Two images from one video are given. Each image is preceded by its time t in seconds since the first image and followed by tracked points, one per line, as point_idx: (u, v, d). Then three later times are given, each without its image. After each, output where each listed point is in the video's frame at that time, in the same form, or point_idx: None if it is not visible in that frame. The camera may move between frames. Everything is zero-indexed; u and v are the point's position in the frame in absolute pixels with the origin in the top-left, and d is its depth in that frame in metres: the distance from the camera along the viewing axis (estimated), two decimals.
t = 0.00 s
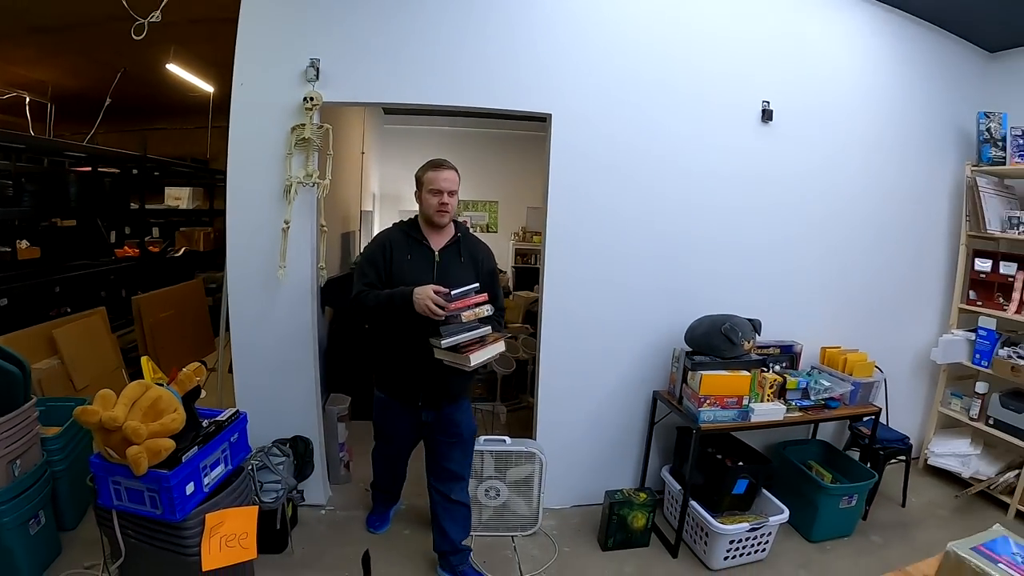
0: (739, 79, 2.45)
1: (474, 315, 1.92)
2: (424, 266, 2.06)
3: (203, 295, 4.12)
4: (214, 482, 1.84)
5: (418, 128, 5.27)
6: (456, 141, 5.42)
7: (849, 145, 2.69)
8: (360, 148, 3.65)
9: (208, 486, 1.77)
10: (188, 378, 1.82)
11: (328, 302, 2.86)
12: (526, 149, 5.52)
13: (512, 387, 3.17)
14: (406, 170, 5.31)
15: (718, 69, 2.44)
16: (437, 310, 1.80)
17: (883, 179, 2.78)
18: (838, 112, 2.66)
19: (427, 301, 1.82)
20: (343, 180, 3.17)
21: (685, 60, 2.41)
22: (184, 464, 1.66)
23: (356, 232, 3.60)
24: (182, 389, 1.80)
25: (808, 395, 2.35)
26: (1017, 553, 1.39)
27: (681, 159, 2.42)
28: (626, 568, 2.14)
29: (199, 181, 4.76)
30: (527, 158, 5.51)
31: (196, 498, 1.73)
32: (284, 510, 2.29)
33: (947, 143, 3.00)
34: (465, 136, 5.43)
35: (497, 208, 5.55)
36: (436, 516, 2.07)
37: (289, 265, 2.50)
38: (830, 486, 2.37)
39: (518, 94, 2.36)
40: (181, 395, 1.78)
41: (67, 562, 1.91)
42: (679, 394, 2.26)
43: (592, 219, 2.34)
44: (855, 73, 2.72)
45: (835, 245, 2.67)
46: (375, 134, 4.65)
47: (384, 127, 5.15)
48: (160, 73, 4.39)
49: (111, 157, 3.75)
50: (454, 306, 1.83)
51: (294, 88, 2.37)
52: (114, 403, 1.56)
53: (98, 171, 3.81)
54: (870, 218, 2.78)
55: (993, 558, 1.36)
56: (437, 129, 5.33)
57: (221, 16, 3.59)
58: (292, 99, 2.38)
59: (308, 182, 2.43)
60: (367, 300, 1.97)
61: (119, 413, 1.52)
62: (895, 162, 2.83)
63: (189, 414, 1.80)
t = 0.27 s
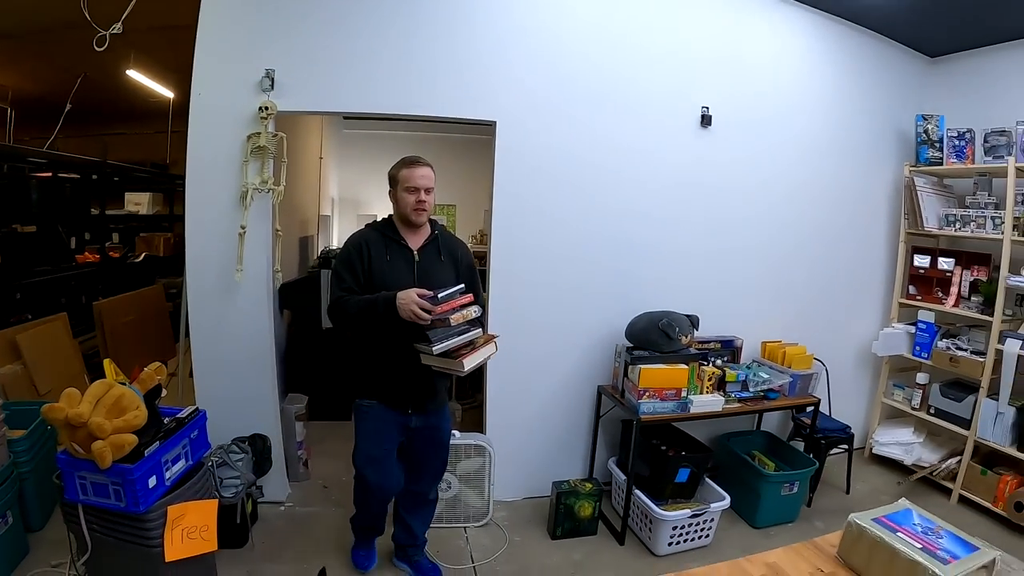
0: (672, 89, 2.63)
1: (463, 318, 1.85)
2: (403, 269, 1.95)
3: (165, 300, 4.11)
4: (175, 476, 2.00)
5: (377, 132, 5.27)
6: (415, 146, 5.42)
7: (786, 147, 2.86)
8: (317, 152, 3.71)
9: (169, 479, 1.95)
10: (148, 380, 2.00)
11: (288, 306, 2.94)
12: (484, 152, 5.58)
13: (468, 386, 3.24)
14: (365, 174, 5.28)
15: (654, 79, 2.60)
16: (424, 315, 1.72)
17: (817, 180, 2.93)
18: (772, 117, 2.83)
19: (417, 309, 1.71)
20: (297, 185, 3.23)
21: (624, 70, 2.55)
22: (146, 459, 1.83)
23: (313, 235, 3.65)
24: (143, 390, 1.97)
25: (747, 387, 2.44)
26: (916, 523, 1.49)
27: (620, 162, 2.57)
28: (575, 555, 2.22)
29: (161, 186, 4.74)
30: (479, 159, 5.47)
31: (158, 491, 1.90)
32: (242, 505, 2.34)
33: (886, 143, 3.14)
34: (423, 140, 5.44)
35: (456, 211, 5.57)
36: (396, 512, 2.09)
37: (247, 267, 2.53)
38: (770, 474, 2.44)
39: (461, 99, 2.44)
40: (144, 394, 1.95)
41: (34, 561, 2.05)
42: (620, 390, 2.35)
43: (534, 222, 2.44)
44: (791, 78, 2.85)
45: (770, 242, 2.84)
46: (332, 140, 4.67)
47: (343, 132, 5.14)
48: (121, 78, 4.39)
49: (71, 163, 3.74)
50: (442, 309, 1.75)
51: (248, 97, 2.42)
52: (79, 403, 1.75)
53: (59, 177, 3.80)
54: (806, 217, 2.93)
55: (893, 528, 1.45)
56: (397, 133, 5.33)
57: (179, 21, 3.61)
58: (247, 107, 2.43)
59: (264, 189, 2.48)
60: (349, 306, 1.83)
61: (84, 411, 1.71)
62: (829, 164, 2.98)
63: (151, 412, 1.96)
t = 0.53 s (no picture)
0: (609, 91, 2.68)
1: (432, 326, 1.81)
2: (365, 278, 1.86)
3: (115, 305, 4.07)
4: (123, 474, 2.02)
5: (333, 135, 5.23)
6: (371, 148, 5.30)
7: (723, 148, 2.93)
8: (268, 155, 3.73)
9: (117, 478, 1.97)
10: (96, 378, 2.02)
11: (240, 309, 3.05)
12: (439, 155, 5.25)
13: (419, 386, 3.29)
14: (320, 178, 5.25)
15: (592, 82, 2.65)
16: (392, 324, 1.63)
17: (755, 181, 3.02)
18: (711, 121, 2.90)
19: (388, 320, 1.64)
20: (247, 188, 3.25)
21: (563, 74, 2.61)
22: (93, 456, 1.87)
23: (264, 238, 3.68)
24: (91, 388, 1.99)
25: (685, 381, 2.54)
26: (823, 506, 1.50)
27: (556, 164, 2.61)
28: (518, 549, 2.25)
29: (113, 190, 4.66)
30: (428, 158, 5.26)
31: (105, 489, 1.93)
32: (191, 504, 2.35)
33: (825, 143, 3.25)
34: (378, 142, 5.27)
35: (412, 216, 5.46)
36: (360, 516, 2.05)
37: (193, 269, 2.53)
38: (711, 466, 2.51)
39: (399, 102, 2.47)
40: (91, 394, 1.98)
41: None
42: (559, 387, 2.42)
43: (472, 224, 2.49)
44: (731, 82, 2.93)
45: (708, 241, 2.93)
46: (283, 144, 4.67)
47: (295, 134, 5.12)
48: (73, 81, 4.32)
49: (19, 166, 3.69)
50: (410, 318, 1.68)
51: (193, 102, 2.41)
52: (27, 402, 1.76)
53: (7, 181, 3.74)
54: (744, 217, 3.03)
55: (798, 510, 1.46)
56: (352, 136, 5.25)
57: (130, 22, 3.58)
58: (191, 113, 2.42)
59: (210, 194, 2.47)
60: (312, 318, 1.71)
61: (32, 410, 1.73)
62: (767, 164, 3.05)
63: (98, 412, 1.99)
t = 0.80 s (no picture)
0: (560, 94, 2.72)
1: (416, 337, 1.55)
2: (333, 287, 1.59)
3: (70, 310, 3.99)
4: (76, 478, 2.02)
5: (296, 139, 5.21)
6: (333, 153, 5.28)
7: (668, 158, 3.00)
8: (228, 159, 3.73)
9: (70, 481, 1.97)
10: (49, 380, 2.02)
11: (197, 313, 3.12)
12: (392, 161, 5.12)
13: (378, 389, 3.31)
14: (281, 183, 5.24)
15: (546, 86, 2.69)
16: (371, 339, 1.38)
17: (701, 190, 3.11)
18: (663, 126, 2.97)
19: (363, 333, 1.37)
20: (206, 192, 3.25)
21: (516, 79, 2.64)
22: (46, 459, 1.86)
23: (223, 242, 3.67)
24: (44, 391, 2.00)
25: (636, 381, 2.60)
26: (756, 500, 1.35)
27: (508, 170, 2.66)
28: (473, 549, 2.26)
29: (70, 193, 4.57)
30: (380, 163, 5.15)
31: (59, 492, 1.92)
32: (147, 508, 2.33)
33: (778, 147, 3.36)
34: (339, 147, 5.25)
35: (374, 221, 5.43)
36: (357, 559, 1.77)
37: (146, 272, 2.49)
38: (663, 465, 2.52)
39: (349, 106, 2.46)
40: (43, 398, 1.97)
41: None
42: (512, 389, 2.46)
43: (421, 228, 2.52)
44: (685, 88, 3.01)
45: (656, 249, 3.00)
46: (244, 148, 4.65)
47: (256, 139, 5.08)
48: (31, 82, 4.25)
49: None
50: (393, 330, 1.43)
51: (147, 105, 2.37)
52: None
53: None
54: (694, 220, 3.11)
55: (730, 504, 1.32)
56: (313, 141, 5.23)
57: (89, 24, 3.53)
58: (145, 115, 2.38)
59: (163, 198, 2.44)
60: (279, 335, 1.43)
61: None
62: (717, 170, 3.14)
63: (50, 415, 1.98)
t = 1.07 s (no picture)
0: (551, 97, 2.73)
1: (444, 358, 1.33)
2: (356, 294, 1.38)
3: (66, 314, 4.01)
4: (67, 478, 2.03)
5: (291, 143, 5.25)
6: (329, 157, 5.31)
7: (660, 161, 3.01)
8: (223, 163, 3.75)
9: (62, 481, 1.99)
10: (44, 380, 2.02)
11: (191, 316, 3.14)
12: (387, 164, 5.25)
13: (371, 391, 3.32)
14: (276, 187, 5.26)
15: (538, 89, 2.70)
16: (396, 357, 1.20)
17: (692, 192, 3.12)
18: (655, 129, 2.97)
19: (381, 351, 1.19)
20: (202, 195, 3.27)
21: (506, 83, 2.65)
22: (38, 459, 1.87)
23: (218, 245, 3.69)
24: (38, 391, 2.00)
25: (627, 383, 2.61)
26: (735, 500, 1.36)
27: (499, 174, 2.67)
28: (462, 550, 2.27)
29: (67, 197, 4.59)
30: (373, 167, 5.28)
31: (50, 492, 1.94)
32: (139, 508, 2.35)
33: (771, 149, 3.37)
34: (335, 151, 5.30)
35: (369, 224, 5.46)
36: None
37: (139, 277, 2.50)
38: (654, 467, 2.52)
39: (339, 109, 2.47)
40: (37, 399, 1.97)
41: None
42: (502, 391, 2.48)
43: (412, 232, 2.54)
44: (677, 90, 3.02)
45: (648, 251, 3.02)
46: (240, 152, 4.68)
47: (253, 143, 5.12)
48: (29, 86, 4.28)
49: None
50: (418, 348, 1.24)
51: (140, 110, 2.38)
52: None
53: None
54: (686, 221, 3.12)
55: (708, 504, 1.33)
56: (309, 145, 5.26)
57: (86, 28, 3.56)
58: (137, 120, 2.39)
59: (156, 202, 2.46)
60: (292, 350, 1.23)
61: None
62: (709, 172, 3.16)
63: (43, 416, 1.99)
